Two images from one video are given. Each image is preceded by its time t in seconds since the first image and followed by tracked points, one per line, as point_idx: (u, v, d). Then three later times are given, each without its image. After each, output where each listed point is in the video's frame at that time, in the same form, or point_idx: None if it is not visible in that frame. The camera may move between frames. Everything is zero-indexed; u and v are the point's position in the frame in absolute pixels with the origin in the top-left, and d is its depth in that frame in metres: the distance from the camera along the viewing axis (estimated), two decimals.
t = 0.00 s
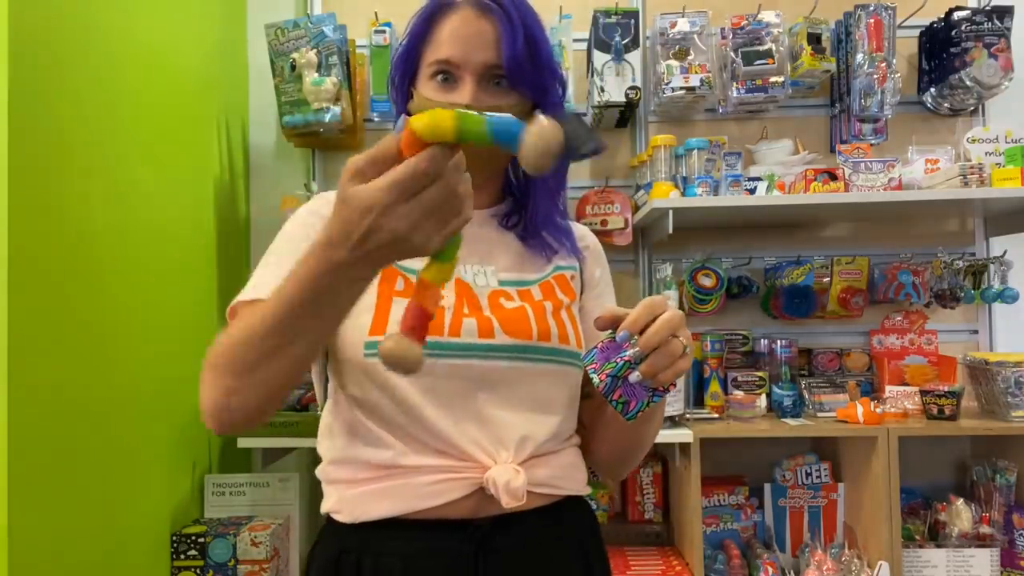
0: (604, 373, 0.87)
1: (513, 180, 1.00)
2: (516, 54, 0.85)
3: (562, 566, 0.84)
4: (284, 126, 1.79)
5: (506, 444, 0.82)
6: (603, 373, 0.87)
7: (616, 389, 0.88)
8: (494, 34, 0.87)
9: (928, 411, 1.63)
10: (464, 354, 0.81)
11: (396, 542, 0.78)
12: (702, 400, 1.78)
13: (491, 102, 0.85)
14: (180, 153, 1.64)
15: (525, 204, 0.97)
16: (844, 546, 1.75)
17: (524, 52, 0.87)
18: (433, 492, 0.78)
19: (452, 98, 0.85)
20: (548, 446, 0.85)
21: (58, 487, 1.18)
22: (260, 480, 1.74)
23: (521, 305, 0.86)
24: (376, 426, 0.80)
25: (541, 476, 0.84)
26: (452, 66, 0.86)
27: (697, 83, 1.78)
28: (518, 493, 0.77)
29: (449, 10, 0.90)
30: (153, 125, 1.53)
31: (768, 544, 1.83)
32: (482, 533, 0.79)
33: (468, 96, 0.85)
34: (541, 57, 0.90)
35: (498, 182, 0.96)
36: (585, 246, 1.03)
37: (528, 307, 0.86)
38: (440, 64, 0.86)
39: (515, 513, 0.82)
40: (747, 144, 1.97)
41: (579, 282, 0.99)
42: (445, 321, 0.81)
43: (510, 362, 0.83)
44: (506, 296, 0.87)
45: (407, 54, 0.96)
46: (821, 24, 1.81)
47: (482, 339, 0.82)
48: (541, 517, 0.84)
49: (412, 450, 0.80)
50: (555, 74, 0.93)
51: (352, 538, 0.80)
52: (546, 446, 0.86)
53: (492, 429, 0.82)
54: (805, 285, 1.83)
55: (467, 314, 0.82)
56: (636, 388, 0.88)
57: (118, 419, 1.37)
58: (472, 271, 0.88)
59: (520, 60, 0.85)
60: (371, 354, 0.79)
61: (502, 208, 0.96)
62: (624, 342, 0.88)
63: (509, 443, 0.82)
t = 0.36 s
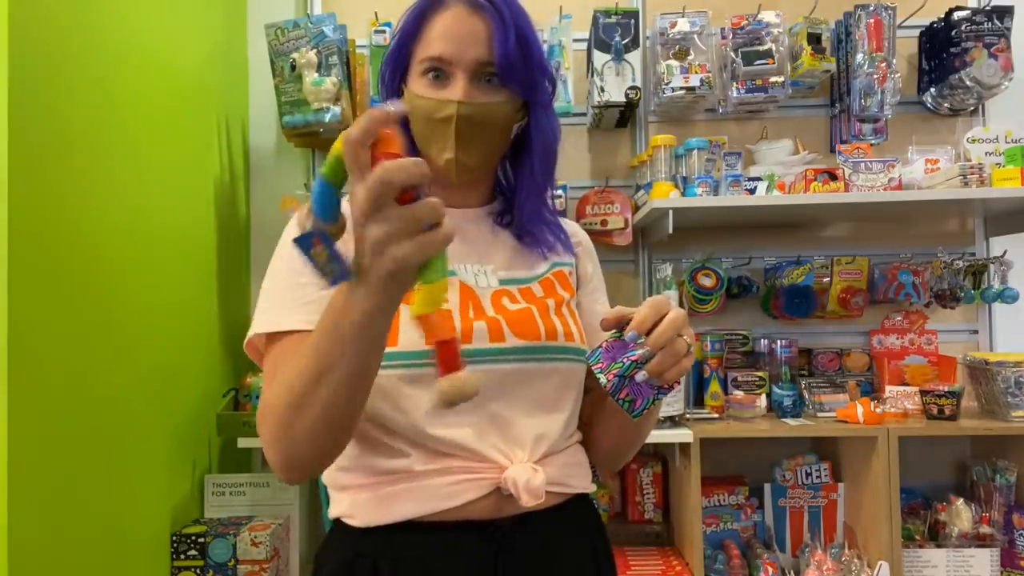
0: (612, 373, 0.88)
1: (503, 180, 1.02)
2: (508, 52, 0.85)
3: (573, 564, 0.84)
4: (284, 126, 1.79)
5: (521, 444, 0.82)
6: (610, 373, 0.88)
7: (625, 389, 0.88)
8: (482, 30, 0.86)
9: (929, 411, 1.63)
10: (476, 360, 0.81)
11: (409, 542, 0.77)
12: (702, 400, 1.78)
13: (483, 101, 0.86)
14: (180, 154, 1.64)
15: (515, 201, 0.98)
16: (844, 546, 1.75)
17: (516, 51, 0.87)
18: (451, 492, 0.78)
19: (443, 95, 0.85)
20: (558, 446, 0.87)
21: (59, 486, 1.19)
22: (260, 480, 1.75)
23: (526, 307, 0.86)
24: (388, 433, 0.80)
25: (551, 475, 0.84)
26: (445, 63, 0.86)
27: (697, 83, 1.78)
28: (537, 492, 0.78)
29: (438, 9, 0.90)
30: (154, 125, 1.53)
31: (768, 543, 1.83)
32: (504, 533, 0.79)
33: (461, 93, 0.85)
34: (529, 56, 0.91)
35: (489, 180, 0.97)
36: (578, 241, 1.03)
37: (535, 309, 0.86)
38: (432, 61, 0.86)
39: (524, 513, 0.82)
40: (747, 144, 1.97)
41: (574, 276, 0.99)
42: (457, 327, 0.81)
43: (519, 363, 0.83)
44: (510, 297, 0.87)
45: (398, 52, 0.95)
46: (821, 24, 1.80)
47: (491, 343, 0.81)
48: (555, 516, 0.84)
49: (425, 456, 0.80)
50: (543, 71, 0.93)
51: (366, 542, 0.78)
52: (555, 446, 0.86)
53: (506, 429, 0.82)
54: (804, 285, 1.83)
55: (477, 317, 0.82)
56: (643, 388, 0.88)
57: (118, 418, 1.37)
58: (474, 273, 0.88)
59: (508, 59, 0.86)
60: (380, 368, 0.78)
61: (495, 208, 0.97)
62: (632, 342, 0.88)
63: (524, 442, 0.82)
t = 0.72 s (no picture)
0: (629, 380, 0.94)
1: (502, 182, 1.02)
2: (507, 61, 0.87)
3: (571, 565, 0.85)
4: (284, 126, 1.79)
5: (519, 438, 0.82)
6: (627, 380, 0.94)
7: (639, 395, 0.94)
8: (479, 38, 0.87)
9: (928, 411, 1.63)
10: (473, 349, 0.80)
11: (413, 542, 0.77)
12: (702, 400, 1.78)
13: (482, 110, 0.89)
14: (180, 153, 1.64)
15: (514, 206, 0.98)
16: (844, 546, 1.75)
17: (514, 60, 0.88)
18: (454, 490, 0.78)
19: (443, 106, 0.89)
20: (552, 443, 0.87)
21: (59, 485, 1.19)
22: (260, 480, 1.74)
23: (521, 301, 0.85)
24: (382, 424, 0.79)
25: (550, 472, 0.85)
26: (444, 75, 0.89)
27: (697, 83, 1.78)
28: (538, 485, 0.78)
29: (437, 14, 0.90)
30: (153, 125, 1.53)
31: (768, 543, 1.83)
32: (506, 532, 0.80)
33: (461, 103, 0.88)
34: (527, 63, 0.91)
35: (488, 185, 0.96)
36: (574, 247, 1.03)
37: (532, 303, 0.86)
38: (431, 73, 0.89)
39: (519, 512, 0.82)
40: (747, 144, 1.97)
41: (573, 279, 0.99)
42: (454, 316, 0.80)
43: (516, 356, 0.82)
44: (509, 293, 0.86)
45: (398, 60, 0.94)
46: (821, 24, 1.80)
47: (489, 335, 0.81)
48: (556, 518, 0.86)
49: (424, 450, 0.79)
50: (542, 78, 0.93)
51: (365, 543, 0.78)
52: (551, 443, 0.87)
53: (505, 427, 0.82)
54: (804, 285, 1.83)
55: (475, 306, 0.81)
56: (657, 394, 0.95)
57: (118, 418, 1.37)
58: (472, 267, 0.87)
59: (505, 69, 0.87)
60: (379, 356, 0.78)
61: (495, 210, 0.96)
62: (647, 350, 0.94)
63: (522, 439, 0.82)
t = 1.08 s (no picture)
0: (605, 373, 0.94)
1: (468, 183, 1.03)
2: (481, 66, 0.87)
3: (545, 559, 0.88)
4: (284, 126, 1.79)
5: (498, 431, 0.85)
6: (604, 372, 0.94)
7: (615, 388, 0.95)
8: (451, 41, 0.87)
9: (928, 411, 1.63)
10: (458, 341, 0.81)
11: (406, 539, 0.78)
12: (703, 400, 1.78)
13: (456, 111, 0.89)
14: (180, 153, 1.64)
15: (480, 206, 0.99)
16: (844, 546, 1.75)
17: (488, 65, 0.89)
18: (444, 486, 0.79)
19: (419, 104, 0.88)
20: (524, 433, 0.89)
21: (59, 485, 1.18)
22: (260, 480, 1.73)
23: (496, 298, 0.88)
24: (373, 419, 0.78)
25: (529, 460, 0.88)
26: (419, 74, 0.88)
27: (697, 83, 1.78)
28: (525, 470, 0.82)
29: (413, 17, 0.90)
30: (154, 125, 1.53)
31: (768, 543, 1.84)
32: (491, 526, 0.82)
33: (434, 103, 0.88)
34: (501, 72, 0.91)
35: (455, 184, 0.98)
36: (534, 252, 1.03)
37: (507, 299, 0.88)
38: (406, 72, 0.88)
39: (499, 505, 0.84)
40: (747, 144, 1.96)
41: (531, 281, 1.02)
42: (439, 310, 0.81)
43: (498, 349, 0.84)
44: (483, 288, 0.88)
45: (372, 57, 0.94)
46: (821, 24, 1.80)
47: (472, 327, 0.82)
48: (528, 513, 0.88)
49: (416, 442, 0.79)
50: (513, 83, 0.94)
51: (351, 543, 0.77)
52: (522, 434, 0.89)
53: (491, 423, 0.85)
54: (804, 285, 1.83)
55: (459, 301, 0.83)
56: (631, 387, 0.95)
57: (118, 418, 1.37)
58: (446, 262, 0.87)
59: (474, 74, 0.88)
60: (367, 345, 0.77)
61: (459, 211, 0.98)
62: (624, 346, 0.94)
63: (501, 431, 0.85)
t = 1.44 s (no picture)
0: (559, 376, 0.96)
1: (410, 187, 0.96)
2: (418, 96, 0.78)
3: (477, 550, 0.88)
4: (284, 126, 1.79)
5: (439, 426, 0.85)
6: (559, 375, 0.96)
7: (567, 390, 0.96)
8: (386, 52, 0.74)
9: (928, 411, 1.63)
10: (412, 341, 0.80)
11: (351, 529, 0.77)
12: (703, 400, 1.81)
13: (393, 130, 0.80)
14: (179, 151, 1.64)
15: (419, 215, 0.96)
16: (844, 546, 1.74)
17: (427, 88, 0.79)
18: (386, 477, 0.79)
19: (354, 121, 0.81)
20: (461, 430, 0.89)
21: (58, 484, 1.18)
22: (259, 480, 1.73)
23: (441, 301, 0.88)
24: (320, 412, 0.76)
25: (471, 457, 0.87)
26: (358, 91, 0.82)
27: (697, 83, 1.78)
28: (464, 464, 0.82)
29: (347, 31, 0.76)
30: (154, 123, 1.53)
31: (768, 543, 1.84)
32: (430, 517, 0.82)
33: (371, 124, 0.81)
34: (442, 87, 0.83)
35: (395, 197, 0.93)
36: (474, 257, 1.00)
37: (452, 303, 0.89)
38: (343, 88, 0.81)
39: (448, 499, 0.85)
40: (747, 144, 1.96)
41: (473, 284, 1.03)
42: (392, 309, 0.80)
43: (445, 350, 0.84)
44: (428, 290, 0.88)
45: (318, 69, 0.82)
46: (821, 24, 1.80)
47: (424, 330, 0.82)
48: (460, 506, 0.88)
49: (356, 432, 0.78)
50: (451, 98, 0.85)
51: (289, 532, 0.76)
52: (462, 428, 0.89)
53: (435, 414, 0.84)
54: (804, 284, 1.83)
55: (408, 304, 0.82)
56: (581, 391, 0.96)
57: (118, 418, 1.37)
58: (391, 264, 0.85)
59: (418, 95, 0.78)
60: (328, 340, 0.75)
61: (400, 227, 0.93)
62: (578, 352, 0.96)
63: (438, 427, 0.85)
